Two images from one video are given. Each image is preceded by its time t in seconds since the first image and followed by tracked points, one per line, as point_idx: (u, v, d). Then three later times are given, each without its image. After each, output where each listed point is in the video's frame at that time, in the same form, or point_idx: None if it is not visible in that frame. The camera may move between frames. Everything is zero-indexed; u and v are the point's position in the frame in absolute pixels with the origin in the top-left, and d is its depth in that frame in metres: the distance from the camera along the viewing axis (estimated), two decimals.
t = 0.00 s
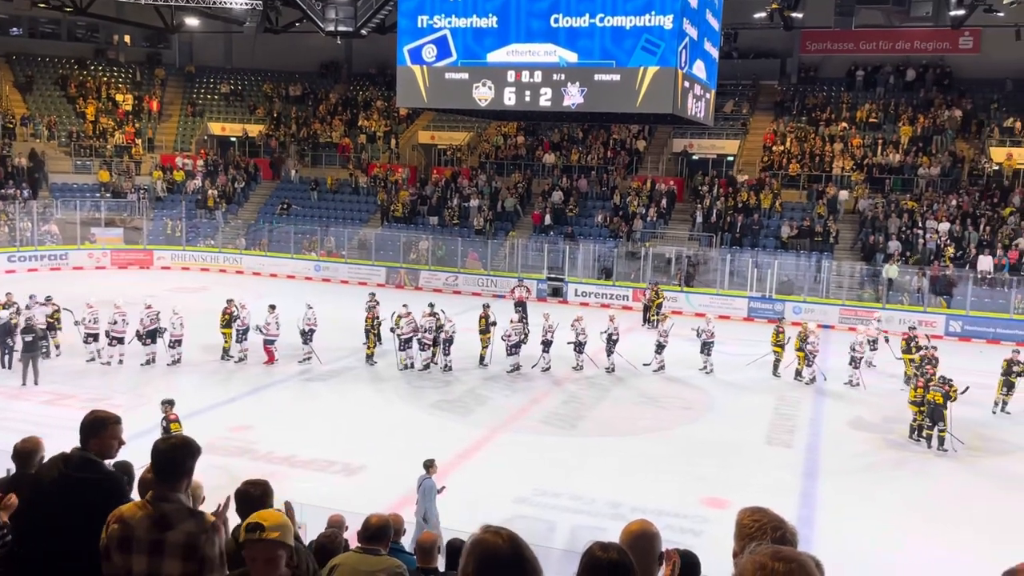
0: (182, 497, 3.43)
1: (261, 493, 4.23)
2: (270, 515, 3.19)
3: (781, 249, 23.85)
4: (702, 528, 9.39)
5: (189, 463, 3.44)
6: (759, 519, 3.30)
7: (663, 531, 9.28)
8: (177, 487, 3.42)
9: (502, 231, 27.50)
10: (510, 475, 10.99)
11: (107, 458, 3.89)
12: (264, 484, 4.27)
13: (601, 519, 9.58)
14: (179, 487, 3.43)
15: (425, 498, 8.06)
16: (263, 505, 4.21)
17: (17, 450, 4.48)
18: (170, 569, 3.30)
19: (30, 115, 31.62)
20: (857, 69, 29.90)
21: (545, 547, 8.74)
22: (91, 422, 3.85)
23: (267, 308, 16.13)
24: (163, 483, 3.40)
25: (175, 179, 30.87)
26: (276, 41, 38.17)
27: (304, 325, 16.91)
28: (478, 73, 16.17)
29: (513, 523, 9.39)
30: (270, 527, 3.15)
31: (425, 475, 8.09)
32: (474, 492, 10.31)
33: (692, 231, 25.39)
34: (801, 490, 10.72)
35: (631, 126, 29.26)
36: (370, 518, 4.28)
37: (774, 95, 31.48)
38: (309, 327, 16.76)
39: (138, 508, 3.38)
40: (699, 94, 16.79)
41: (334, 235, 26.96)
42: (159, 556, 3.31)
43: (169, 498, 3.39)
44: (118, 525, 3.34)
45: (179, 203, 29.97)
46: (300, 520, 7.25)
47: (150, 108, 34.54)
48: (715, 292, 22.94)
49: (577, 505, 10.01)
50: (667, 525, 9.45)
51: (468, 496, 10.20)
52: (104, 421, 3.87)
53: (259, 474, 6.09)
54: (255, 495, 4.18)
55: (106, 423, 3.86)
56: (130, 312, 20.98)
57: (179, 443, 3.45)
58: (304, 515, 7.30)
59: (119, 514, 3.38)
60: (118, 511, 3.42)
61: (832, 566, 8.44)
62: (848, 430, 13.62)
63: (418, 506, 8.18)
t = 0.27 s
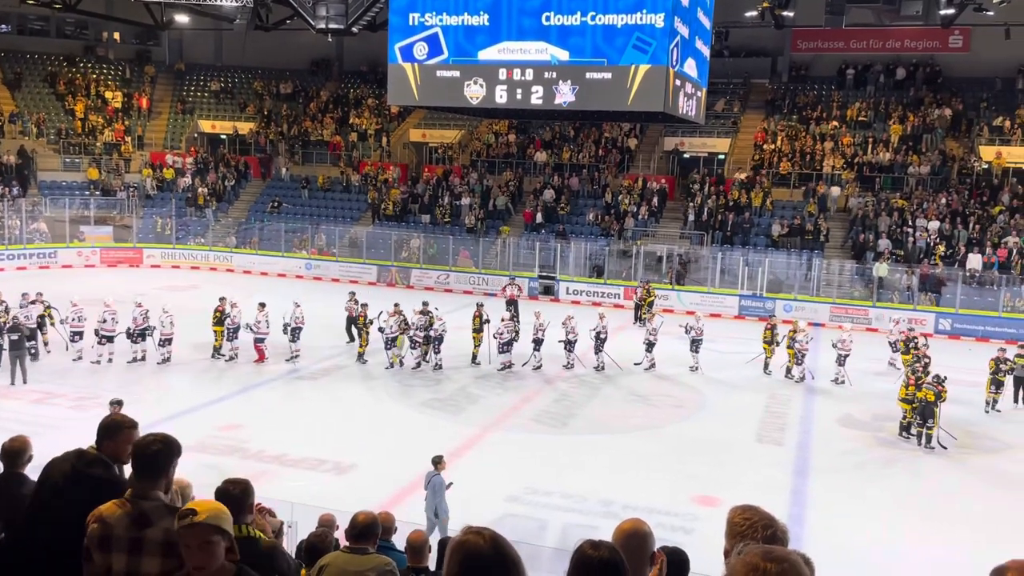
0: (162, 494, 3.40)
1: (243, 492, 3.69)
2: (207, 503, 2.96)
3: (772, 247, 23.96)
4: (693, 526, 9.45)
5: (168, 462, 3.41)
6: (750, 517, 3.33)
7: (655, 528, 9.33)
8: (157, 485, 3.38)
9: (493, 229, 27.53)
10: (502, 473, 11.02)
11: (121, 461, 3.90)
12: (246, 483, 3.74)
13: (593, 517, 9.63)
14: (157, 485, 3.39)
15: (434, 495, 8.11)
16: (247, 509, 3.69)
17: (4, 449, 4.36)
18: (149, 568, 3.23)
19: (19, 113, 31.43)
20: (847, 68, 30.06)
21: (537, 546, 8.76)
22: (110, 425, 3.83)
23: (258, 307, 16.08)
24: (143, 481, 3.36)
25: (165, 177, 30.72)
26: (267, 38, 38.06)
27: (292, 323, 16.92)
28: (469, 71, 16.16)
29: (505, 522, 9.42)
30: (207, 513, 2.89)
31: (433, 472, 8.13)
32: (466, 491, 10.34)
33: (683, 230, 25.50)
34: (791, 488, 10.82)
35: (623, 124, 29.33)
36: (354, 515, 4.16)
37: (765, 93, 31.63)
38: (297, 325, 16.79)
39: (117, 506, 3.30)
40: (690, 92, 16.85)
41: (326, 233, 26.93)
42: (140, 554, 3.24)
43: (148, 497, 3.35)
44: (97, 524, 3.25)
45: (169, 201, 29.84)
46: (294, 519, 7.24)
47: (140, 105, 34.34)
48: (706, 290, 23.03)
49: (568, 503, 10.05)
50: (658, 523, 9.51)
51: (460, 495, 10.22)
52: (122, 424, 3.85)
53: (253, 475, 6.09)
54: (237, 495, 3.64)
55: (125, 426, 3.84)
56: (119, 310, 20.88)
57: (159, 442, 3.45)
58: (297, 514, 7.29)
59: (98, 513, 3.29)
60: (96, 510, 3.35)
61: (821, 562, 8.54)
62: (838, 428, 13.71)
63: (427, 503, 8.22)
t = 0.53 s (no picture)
0: (145, 491, 3.42)
1: (237, 492, 3.64)
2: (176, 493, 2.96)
3: (766, 246, 24.01)
4: (688, 524, 9.47)
5: (152, 459, 3.44)
6: (745, 515, 3.34)
7: (650, 527, 9.35)
8: (141, 481, 3.41)
9: (489, 228, 27.50)
10: (497, 472, 11.02)
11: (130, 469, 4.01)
12: (240, 482, 3.70)
13: (588, 515, 9.63)
14: (141, 482, 3.41)
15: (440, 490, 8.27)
16: (241, 509, 3.62)
17: None
18: (130, 565, 3.25)
19: (12, 111, 31.30)
20: (842, 67, 30.12)
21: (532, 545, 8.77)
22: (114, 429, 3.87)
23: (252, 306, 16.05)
24: (128, 477, 3.38)
25: (159, 176, 30.64)
26: (261, 37, 37.97)
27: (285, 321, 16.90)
28: (464, 69, 16.14)
29: (499, 520, 9.42)
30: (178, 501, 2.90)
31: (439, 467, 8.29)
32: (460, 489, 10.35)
33: (678, 229, 25.53)
34: (785, 486, 10.85)
35: (618, 123, 29.34)
36: (352, 515, 4.02)
37: (759, 92, 31.66)
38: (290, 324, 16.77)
39: (101, 502, 3.30)
40: (685, 91, 16.86)
41: (320, 231, 26.88)
42: (123, 551, 3.25)
43: (131, 493, 3.36)
44: (81, 520, 3.25)
45: (163, 200, 29.73)
46: (288, 519, 7.23)
47: (134, 104, 34.23)
48: (701, 289, 23.06)
49: (563, 501, 10.06)
50: (653, 521, 9.52)
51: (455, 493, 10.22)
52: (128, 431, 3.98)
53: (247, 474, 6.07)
54: (230, 495, 3.61)
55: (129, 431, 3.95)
56: (113, 309, 20.81)
57: (144, 438, 3.46)
58: (291, 513, 7.27)
59: (82, 510, 3.29)
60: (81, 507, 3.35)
61: (814, 559, 8.58)
62: (832, 426, 13.75)
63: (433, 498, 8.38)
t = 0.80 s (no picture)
0: (130, 488, 3.47)
1: (233, 492, 3.61)
2: (152, 507, 2.93)
3: (761, 244, 24.05)
4: (683, 522, 9.49)
5: (138, 455, 3.49)
6: (743, 513, 3.35)
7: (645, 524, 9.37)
8: (127, 478, 3.46)
9: (484, 227, 27.49)
10: (493, 470, 11.02)
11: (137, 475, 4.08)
12: (235, 481, 3.67)
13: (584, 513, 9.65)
14: (127, 479, 3.46)
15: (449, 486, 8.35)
16: (237, 507, 3.60)
17: None
18: (112, 561, 3.19)
19: (6, 108, 31.22)
20: (837, 66, 30.20)
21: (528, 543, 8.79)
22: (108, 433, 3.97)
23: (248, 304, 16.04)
24: (114, 473, 3.43)
25: (154, 174, 30.57)
26: (256, 35, 37.91)
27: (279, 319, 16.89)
28: (459, 68, 16.13)
29: (494, 518, 9.44)
30: (152, 521, 2.86)
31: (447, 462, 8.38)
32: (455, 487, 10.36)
33: (674, 227, 25.57)
34: (780, 484, 10.87)
35: (613, 122, 29.38)
36: (361, 513, 3.83)
37: (754, 91, 31.71)
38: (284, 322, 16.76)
39: (86, 497, 3.34)
40: (680, 89, 16.88)
41: (316, 229, 26.85)
42: (104, 547, 3.21)
43: (116, 490, 3.42)
44: (65, 515, 3.29)
45: (157, 198, 29.65)
46: (284, 517, 7.22)
47: (128, 102, 34.14)
48: (696, 288, 23.09)
49: (559, 500, 10.08)
50: (649, 519, 9.54)
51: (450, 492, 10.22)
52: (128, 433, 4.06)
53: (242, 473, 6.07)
54: (226, 493, 3.57)
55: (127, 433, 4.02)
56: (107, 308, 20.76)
57: (130, 436, 3.52)
58: (286, 511, 7.27)
59: (69, 504, 3.34)
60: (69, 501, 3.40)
61: (805, 556, 8.60)
62: (827, 424, 13.79)
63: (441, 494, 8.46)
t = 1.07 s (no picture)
0: (121, 485, 3.44)
1: (246, 488, 3.61)
2: (160, 515, 2.97)
3: (758, 243, 24.07)
4: (680, 521, 9.49)
5: (128, 454, 3.41)
6: (742, 512, 3.35)
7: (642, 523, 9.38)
8: (117, 476, 3.42)
9: (481, 226, 27.45)
10: (489, 469, 11.02)
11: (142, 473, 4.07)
12: (248, 477, 3.66)
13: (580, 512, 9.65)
14: (118, 476, 3.43)
15: (456, 481, 8.47)
16: (249, 502, 3.60)
17: None
18: (100, 560, 3.28)
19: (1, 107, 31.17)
20: (833, 65, 30.24)
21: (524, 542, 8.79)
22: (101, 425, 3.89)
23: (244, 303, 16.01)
24: (104, 472, 3.40)
25: (149, 173, 30.50)
26: (252, 33, 37.85)
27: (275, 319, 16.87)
28: (456, 67, 16.10)
29: (491, 518, 9.43)
30: (147, 529, 2.91)
31: (450, 459, 8.43)
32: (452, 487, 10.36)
33: (670, 226, 25.59)
34: (776, 483, 10.87)
35: (610, 121, 29.39)
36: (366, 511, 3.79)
37: (751, 90, 31.71)
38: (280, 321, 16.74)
39: (77, 497, 3.35)
40: (677, 88, 16.87)
41: (312, 229, 26.80)
42: (93, 544, 3.28)
43: (106, 488, 3.39)
44: (58, 512, 3.34)
45: (153, 196, 29.57)
46: (281, 516, 7.22)
47: (124, 100, 34.07)
48: (693, 287, 23.11)
49: (556, 499, 10.08)
50: (646, 518, 9.55)
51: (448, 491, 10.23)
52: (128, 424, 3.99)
53: (237, 472, 6.03)
54: (240, 490, 3.56)
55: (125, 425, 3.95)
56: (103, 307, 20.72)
57: (121, 434, 3.43)
58: (283, 510, 7.27)
59: (61, 501, 3.37)
60: (64, 497, 3.43)
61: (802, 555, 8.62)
62: (823, 423, 13.80)
63: (445, 491, 8.53)
